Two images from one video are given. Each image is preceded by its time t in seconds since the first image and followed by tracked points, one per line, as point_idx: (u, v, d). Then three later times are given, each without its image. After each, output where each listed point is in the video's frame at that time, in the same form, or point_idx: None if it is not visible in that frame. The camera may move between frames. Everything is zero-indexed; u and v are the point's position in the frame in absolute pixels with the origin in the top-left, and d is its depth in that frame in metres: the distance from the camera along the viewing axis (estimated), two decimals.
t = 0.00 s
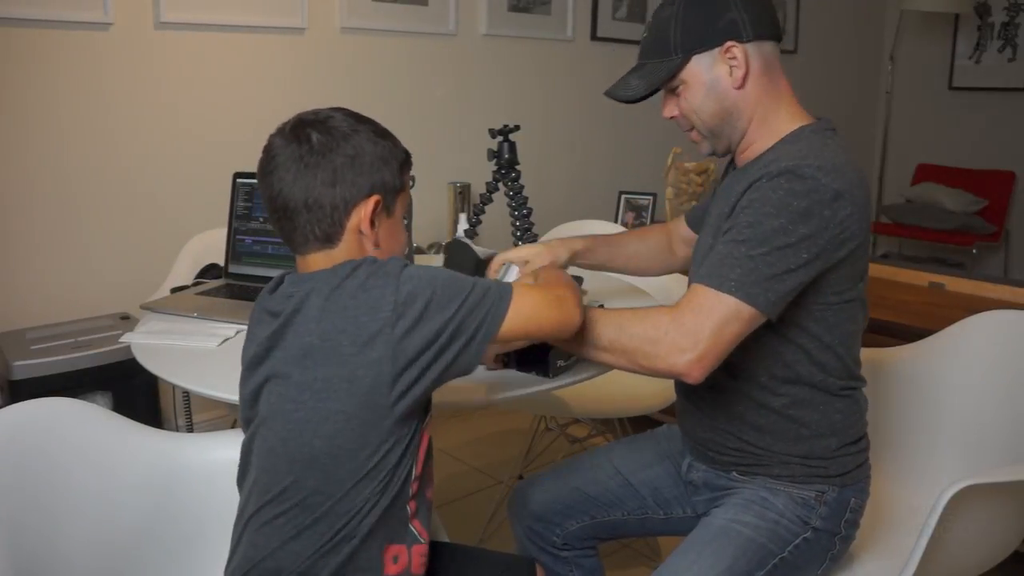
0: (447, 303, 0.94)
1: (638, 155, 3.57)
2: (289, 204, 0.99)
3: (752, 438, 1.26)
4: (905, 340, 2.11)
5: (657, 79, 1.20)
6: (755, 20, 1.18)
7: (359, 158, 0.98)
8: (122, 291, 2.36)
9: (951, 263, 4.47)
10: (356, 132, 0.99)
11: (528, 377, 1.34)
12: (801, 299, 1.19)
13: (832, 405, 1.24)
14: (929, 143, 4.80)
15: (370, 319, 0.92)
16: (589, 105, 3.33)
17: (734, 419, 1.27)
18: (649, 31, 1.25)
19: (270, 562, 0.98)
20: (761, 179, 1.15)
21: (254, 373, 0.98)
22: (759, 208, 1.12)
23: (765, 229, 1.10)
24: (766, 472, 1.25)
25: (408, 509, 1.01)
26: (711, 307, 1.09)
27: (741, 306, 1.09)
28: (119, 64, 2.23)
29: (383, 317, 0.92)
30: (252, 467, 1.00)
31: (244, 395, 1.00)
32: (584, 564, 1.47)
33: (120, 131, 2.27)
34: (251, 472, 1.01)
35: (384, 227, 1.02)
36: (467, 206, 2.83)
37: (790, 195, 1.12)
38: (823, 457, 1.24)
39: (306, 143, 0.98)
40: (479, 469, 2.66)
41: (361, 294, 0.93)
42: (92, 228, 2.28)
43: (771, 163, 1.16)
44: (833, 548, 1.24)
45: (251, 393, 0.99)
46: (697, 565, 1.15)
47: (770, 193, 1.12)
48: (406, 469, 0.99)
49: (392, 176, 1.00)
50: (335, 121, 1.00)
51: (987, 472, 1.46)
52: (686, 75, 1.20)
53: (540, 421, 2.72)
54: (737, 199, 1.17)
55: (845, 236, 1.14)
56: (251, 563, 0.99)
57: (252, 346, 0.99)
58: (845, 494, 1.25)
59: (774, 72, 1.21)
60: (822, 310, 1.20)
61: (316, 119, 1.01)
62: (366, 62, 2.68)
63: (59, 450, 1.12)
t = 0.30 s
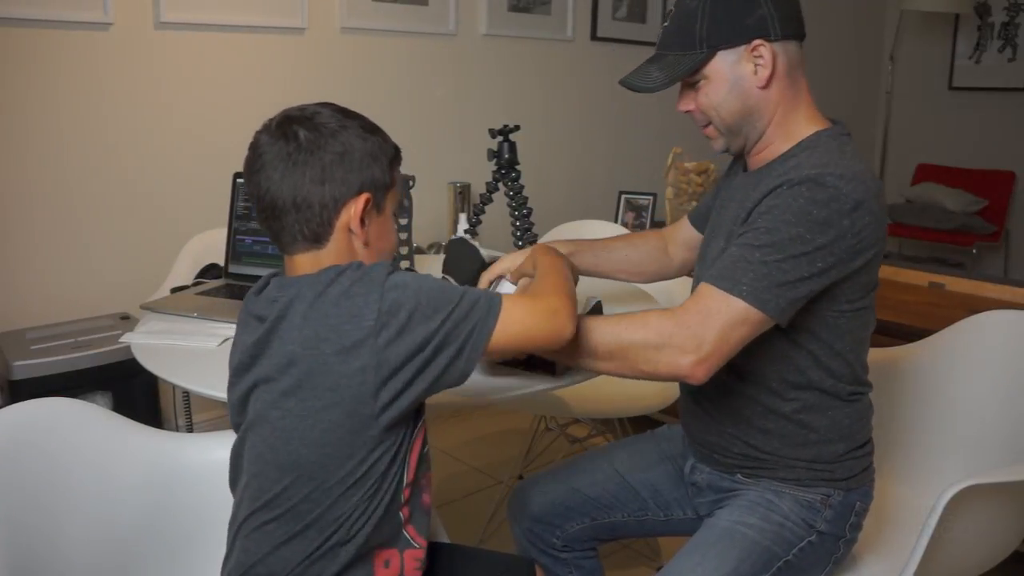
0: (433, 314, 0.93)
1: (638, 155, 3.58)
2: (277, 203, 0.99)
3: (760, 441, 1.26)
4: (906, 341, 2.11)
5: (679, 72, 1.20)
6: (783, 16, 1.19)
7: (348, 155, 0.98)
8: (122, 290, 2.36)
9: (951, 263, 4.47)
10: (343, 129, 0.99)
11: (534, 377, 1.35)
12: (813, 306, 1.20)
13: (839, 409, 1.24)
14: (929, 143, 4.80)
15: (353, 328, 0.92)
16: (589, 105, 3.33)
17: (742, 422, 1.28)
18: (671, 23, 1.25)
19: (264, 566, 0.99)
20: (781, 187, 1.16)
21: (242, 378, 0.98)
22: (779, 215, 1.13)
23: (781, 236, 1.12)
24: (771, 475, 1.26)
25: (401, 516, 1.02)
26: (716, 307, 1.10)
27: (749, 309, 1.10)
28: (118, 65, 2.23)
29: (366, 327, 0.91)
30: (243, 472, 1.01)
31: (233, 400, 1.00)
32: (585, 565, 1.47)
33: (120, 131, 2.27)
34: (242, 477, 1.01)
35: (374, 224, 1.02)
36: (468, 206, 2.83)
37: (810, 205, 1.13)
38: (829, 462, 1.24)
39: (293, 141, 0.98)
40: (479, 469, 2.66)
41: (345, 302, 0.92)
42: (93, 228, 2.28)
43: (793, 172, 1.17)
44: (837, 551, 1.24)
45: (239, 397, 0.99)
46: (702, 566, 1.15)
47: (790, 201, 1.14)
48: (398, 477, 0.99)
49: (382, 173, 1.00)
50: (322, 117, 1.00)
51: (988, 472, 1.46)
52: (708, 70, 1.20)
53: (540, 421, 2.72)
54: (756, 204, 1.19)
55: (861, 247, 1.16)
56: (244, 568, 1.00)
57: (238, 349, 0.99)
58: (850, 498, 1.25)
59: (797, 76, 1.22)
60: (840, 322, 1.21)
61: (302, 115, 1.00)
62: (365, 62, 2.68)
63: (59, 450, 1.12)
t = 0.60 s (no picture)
0: (409, 340, 0.91)
1: (638, 155, 3.58)
2: (260, 208, 0.98)
3: (764, 443, 1.26)
4: (907, 341, 2.11)
5: (708, 67, 1.20)
6: (813, 14, 1.19)
7: (330, 157, 0.97)
8: (122, 290, 2.36)
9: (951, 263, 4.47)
10: (324, 130, 0.98)
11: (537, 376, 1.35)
12: (827, 313, 1.20)
13: (845, 412, 1.25)
14: (929, 143, 4.80)
15: (327, 347, 0.91)
16: (589, 105, 3.33)
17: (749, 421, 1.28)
18: (699, 17, 1.25)
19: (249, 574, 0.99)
20: (801, 192, 1.16)
21: (223, 388, 0.99)
22: (798, 216, 1.14)
23: (800, 241, 1.12)
24: (775, 477, 1.26)
25: (394, 535, 1.03)
26: (729, 306, 1.11)
27: (762, 310, 1.10)
28: (119, 65, 2.23)
29: (340, 348, 0.91)
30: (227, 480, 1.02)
31: (215, 410, 1.01)
32: (585, 566, 1.47)
33: (121, 131, 2.27)
34: (227, 486, 1.02)
35: (359, 227, 1.01)
36: (468, 206, 2.83)
37: (829, 210, 1.13)
38: (833, 464, 1.24)
39: (274, 144, 0.98)
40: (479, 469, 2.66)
41: (321, 318, 0.92)
42: (93, 228, 2.28)
43: (814, 178, 1.17)
44: (839, 554, 1.24)
45: (222, 408, 1.00)
46: (705, 567, 1.15)
47: (809, 205, 1.14)
48: (378, 495, 1.00)
49: (365, 174, 1.00)
50: (301, 119, 0.99)
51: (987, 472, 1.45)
52: (736, 66, 1.20)
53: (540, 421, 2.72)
54: (773, 210, 1.19)
55: (878, 255, 1.17)
56: None
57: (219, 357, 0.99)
58: (853, 500, 1.25)
59: (823, 77, 1.23)
60: (853, 331, 1.22)
61: (282, 117, 1.00)
62: (366, 62, 2.68)
63: (58, 449, 1.12)
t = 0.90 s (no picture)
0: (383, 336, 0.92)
1: (638, 155, 3.58)
2: (237, 216, 0.97)
3: (766, 443, 1.26)
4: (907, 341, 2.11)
5: (711, 66, 1.20)
6: (818, 15, 1.19)
7: (306, 164, 0.97)
8: (122, 290, 2.36)
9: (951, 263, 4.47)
10: (300, 135, 0.97)
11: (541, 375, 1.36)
12: (836, 313, 1.20)
13: (848, 413, 1.25)
14: (929, 143, 4.80)
15: (299, 358, 0.91)
16: (589, 105, 3.33)
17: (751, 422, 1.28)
18: (704, 16, 1.25)
19: None
20: (810, 192, 1.16)
21: (202, 399, 0.99)
22: (808, 216, 1.14)
23: (808, 241, 1.12)
24: (776, 477, 1.26)
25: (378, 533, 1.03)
26: (739, 305, 1.11)
27: (772, 309, 1.10)
28: (118, 65, 2.23)
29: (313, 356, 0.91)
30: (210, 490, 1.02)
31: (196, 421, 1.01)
32: (586, 565, 1.47)
33: (121, 131, 2.27)
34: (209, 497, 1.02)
35: (340, 231, 1.02)
36: (467, 206, 2.83)
37: (837, 210, 1.13)
38: (835, 465, 1.24)
39: (248, 151, 0.96)
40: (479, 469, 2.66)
41: (292, 328, 0.92)
42: (93, 228, 2.28)
43: (822, 178, 1.17)
44: (840, 554, 1.24)
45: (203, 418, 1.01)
46: (705, 567, 1.15)
47: (817, 205, 1.14)
48: (362, 494, 1.00)
49: (343, 180, 1.00)
50: (276, 123, 0.98)
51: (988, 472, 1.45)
52: (740, 65, 1.21)
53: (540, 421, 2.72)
54: (781, 209, 1.19)
55: (885, 255, 1.16)
56: None
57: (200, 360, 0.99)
58: (855, 501, 1.25)
59: (827, 80, 1.23)
60: (860, 330, 1.22)
61: (256, 122, 0.98)
62: (366, 62, 2.68)
63: (58, 448, 1.12)
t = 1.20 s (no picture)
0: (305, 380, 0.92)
1: (638, 156, 3.58)
2: (199, 278, 0.96)
3: (766, 445, 1.26)
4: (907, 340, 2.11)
5: (685, 67, 1.24)
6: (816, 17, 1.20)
7: (262, 217, 0.95)
8: (122, 290, 2.36)
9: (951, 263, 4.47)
10: (253, 187, 0.96)
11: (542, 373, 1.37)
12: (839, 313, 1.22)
13: (848, 413, 1.25)
14: (929, 143, 4.80)
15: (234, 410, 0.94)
16: (590, 105, 3.33)
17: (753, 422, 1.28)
18: (672, 21, 1.31)
19: None
20: (797, 202, 1.19)
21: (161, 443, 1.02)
22: (801, 230, 1.16)
23: (808, 253, 1.14)
24: (777, 478, 1.26)
25: None
26: (776, 348, 1.13)
27: (803, 336, 1.13)
28: (118, 66, 2.23)
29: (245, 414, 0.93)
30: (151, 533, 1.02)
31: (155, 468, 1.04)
32: (585, 566, 1.46)
33: (121, 132, 2.27)
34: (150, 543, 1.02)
35: (310, 280, 1.01)
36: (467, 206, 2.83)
37: (828, 214, 1.16)
38: (835, 466, 1.24)
39: (201, 210, 0.94)
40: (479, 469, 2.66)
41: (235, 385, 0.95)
42: (92, 229, 2.28)
43: (802, 186, 1.20)
44: (840, 556, 1.24)
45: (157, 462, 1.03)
46: (706, 569, 1.14)
47: (806, 214, 1.16)
48: None
49: (304, 228, 0.99)
50: (227, 176, 0.96)
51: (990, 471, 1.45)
52: (711, 66, 1.25)
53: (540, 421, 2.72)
54: (769, 226, 1.21)
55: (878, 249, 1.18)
56: None
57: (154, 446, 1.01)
58: (855, 502, 1.25)
59: (793, 80, 1.28)
60: (862, 329, 1.23)
61: (205, 176, 0.96)
62: (366, 62, 2.68)
63: (61, 448, 1.12)
